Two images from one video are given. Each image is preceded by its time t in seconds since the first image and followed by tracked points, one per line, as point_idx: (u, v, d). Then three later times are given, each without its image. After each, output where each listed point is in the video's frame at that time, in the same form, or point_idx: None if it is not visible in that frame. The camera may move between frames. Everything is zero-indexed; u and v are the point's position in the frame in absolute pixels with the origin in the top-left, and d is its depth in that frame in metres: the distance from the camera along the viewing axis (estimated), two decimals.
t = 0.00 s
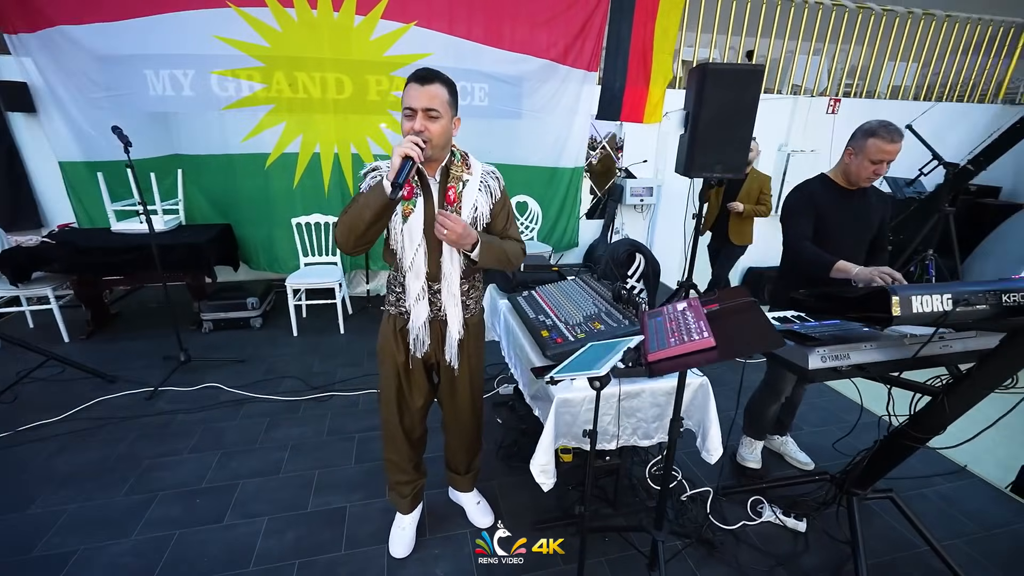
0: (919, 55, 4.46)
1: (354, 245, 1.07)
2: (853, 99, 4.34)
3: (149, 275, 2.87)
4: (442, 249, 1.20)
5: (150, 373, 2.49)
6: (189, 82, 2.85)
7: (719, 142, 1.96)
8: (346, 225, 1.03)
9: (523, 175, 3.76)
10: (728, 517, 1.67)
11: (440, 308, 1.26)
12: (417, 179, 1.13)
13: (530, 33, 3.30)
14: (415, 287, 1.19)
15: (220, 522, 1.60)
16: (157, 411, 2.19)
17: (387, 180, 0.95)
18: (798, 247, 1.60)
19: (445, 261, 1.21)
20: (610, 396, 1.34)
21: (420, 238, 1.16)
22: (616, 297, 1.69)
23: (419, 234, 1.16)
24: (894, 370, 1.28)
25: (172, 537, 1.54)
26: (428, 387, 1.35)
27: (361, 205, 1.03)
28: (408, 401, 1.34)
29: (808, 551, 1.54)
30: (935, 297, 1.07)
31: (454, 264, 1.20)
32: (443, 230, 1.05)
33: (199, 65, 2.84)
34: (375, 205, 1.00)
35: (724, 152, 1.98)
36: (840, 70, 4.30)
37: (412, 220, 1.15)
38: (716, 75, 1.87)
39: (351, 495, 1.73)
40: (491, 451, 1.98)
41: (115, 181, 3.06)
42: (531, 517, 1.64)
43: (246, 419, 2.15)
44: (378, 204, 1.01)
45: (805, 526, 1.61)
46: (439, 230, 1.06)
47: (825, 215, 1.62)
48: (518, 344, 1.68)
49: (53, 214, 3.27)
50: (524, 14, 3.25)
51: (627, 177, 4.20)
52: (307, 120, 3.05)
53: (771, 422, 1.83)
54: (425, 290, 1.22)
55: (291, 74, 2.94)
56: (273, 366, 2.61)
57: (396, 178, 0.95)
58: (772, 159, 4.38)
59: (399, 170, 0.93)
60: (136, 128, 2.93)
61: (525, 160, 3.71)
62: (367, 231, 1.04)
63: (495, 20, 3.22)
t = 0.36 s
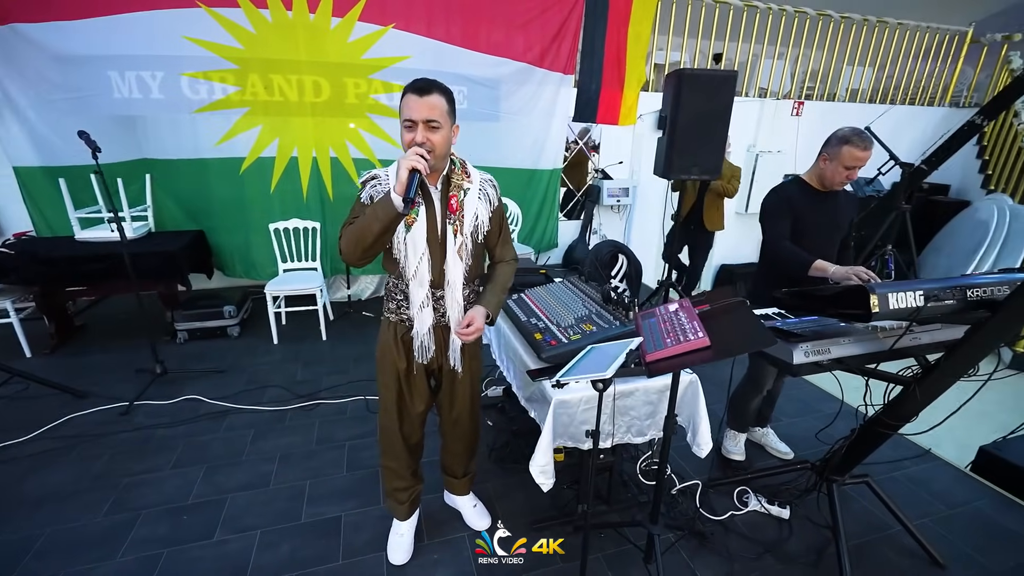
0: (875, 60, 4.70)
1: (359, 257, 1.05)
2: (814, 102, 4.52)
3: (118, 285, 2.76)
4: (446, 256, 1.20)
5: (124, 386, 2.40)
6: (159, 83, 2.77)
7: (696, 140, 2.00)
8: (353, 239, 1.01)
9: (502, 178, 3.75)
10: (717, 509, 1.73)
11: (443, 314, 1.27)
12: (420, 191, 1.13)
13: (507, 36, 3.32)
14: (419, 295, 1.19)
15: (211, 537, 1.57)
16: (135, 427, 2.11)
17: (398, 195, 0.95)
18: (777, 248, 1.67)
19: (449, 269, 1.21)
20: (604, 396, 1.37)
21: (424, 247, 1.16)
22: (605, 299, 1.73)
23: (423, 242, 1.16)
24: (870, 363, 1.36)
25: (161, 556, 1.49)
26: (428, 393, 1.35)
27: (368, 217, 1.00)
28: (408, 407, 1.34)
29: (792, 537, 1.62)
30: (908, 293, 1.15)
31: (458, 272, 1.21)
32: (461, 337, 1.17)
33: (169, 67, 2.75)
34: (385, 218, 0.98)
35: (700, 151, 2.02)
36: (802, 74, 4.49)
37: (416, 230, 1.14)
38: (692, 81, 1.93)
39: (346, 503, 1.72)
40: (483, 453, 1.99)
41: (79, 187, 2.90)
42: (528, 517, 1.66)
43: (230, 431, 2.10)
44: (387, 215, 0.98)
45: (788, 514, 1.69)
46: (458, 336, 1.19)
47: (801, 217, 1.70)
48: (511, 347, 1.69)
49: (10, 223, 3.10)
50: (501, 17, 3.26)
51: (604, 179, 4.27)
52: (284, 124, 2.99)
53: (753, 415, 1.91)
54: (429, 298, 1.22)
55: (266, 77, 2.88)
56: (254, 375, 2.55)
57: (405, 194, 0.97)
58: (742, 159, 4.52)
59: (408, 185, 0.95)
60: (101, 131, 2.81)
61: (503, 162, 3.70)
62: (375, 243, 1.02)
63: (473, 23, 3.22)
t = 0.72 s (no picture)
0: (837, 64, 4.91)
1: (369, 260, 1.08)
2: (783, 105, 4.69)
3: (97, 292, 2.71)
4: (450, 258, 1.25)
5: (108, 395, 2.35)
6: (137, 86, 2.71)
7: (673, 143, 2.08)
8: (364, 243, 1.04)
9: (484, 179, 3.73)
10: (703, 496, 1.81)
11: (448, 315, 1.31)
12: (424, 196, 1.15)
13: (488, 40, 3.33)
14: (426, 297, 1.23)
15: (210, 542, 1.57)
16: (122, 436, 2.08)
17: (406, 199, 0.99)
18: (756, 247, 1.77)
19: (453, 270, 1.26)
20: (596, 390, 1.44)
21: (430, 250, 1.20)
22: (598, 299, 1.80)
23: (429, 245, 1.20)
24: (841, 352, 1.47)
25: (159, 562, 1.49)
26: (430, 392, 1.39)
27: (376, 222, 1.03)
28: (410, 406, 1.37)
29: (773, 519, 1.72)
30: (876, 288, 1.25)
31: (462, 273, 1.26)
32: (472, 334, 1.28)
33: (146, 69, 2.70)
34: (393, 222, 1.02)
35: (676, 153, 2.10)
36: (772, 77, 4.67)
37: (422, 233, 1.18)
38: (670, 87, 2.01)
39: (344, 504, 1.74)
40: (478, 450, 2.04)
41: (52, 194, 2.82)
42: (523, 511, 1.72)
43: (223, 436, 2.09)
44: (395, 221, 1.02)
45: (769, 497, 1.79)
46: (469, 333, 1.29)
47: (776, 216, 1.80)
48: (505, 347, 1.74)
49: None
50: (481, 20, 3.27)
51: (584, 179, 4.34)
52: (268, 127, 2.97)
53: (734, 406, 2.00)
54: (435, 299, 1.26)
55: (248, 80, 2.85)
56: (242, 381, 2.53)
57: (412, 199, 1.00)
58: (717, 160, 4.64)
59: (416, 192, 0.98)
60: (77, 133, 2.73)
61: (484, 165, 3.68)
62: (384, 247, 1.05)
63: (455, 27, 3.21)
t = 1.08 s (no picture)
0: (810, 66, 5.09)
1: (384, 258, 1.14)
2: (761, 106, 4.86)
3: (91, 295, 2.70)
4: (458, 254, 1.31)
5: (101, 399, 2.33)
6: (122, 86, 2.66)
7: (659, 143, 2.16)
8: (381, 240, 1.10)
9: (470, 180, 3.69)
10: (694, 481, 1.90)
11: (456, 309, 1.36)
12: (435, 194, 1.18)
13: (474, 41, 3.29)
14: (436, 291, 1.28)
15: (216, 540, 1.59)
16: (117, 439, 2.07)
17: (423, 201, 1.04)
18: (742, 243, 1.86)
19: (462, 265, 1.31)
20: (595, 380, 1.51)
21: (440, 246, 1.26)
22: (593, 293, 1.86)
23: (439, 242, 1.26)
24: (822, 340, 1.57)
25: (166, 561, 1.50)
26: (437, 385, 1.44)
27: (393, 222, 1.09)
28: (418, 399, 1.42)
29: (760, 501, 1.81)
30: (854, 279, 1.34)
31: (470, 268, 1.32)
32: (468, 308, 1.27)
33: (132, 69, 2.65)
34: (410, 222, 1.08)
35: (663, 153, 2.18)
36: (749, 78, 4.81)
37: (432, 231, 1.24)
38: (655, 88, 2.09)
39: (348, 499, 1.78)
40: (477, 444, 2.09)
41: (36, 197, 2.79)
42: (524, 500, 1.78)
43: (221, 437, 2.10)
44: (412, 219, 1.08)
45: (755, 480, 1.88)
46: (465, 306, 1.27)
47: (760, 213, 1.90)
48: (504, 341, 1.79)
49: None
50: (468, 21, 3.23)
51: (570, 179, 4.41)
52: (257, 128, 2.97)
53: (721, 395, 2.10)
54: (444, 294, 1.32)
55: (237, 81, 2.84)
56: (237, 382, 2.53)
57: (430, 200, 1.06)
58: (698, 159, 4.77)
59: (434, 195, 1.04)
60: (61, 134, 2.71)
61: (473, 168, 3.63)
62: (399, 245, 1.11)
63: (441, 29, 3.18)
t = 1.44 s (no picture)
0: (790, 68, 5.23)
1: (401, 257, 1.18)
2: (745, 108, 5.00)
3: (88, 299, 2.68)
4: (468, 253, 1.36)
5: (99, 402, 2.32)
6: (114, 88, 2.64)
7: (651, 145, 2.22)
8: (400, 239, 1.15)
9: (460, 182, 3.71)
10: (690, 470, 1.97)
11: (466, 306, 1.41)
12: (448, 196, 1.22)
13: (466, 43, 3.32)
14: (448, 289, 1.33)
15: (227, 538, 1.61)
16: (118, 442, 2.07)
17: (441, 201, 1.09)
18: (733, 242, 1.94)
19: (472, 262, 1.37)
20: (597, 374, 1.57)
21: (451, 245, 1.31)
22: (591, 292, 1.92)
23: (450, 241, 1.31)
24: (811, 332, 1.65)
25: (178, 560, 1.52)
26: (447, 381, 1.49)
27: (411, 222, 1.13)
28: (428, 395, 1.46)
29: (753, 487, 1.90)
30: (840, 274, 1.43)
31: (479, 265, 1.37)
32: (481, 312, 1.34)
33: (125, 71, 2.64)
34: (427, 222, 1.12)
35: (654, 154, 2.24)
36: (732, 81, 4.93)
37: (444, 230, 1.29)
38: (646, 92, 2.16)
39: (355, 495, 1.81)
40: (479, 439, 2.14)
41: (25, 199, 2.76)
42: (528, 492, 1.84)
43: (224, 438, 2.11)
44: (430, 219, 1.12)
45: (748, 468, 1.96)
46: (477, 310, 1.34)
47: (749, 213, 1.98)
48: (507, 339, 1.84)
49: None
50: (460, 23, 3.26)
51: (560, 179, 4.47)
52: (252, 130, 2.97)
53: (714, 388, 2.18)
54: (455, 291, 1.37)
55: (231, 83, 2.84)
56: (236, 383, 2.54)
57: (447, 200, 1.10)
58: (685, 160, 4.87)
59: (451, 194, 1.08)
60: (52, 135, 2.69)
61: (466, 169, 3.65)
62: (417, 245, 1.16)
63: (433, 30, 3.19)
